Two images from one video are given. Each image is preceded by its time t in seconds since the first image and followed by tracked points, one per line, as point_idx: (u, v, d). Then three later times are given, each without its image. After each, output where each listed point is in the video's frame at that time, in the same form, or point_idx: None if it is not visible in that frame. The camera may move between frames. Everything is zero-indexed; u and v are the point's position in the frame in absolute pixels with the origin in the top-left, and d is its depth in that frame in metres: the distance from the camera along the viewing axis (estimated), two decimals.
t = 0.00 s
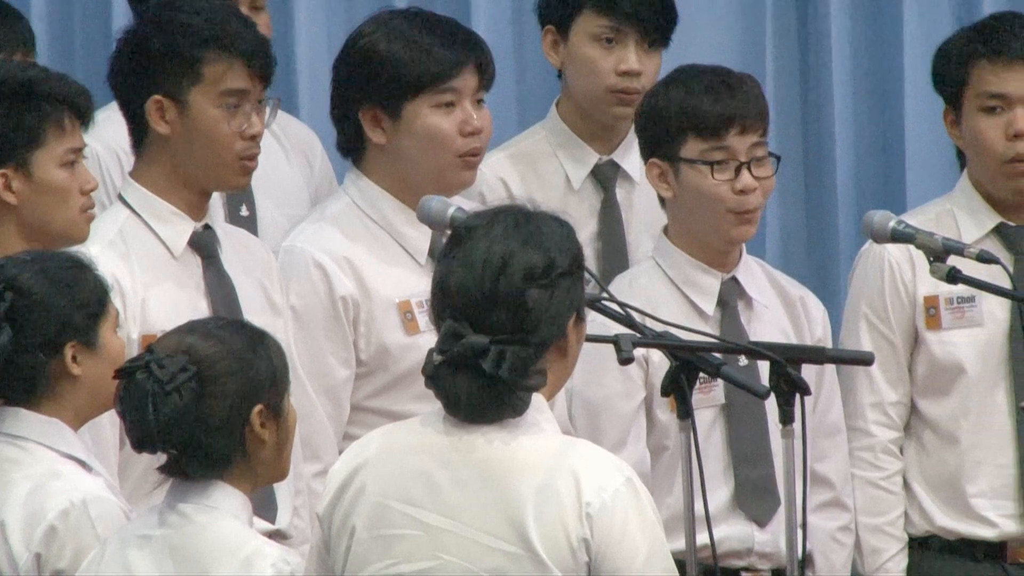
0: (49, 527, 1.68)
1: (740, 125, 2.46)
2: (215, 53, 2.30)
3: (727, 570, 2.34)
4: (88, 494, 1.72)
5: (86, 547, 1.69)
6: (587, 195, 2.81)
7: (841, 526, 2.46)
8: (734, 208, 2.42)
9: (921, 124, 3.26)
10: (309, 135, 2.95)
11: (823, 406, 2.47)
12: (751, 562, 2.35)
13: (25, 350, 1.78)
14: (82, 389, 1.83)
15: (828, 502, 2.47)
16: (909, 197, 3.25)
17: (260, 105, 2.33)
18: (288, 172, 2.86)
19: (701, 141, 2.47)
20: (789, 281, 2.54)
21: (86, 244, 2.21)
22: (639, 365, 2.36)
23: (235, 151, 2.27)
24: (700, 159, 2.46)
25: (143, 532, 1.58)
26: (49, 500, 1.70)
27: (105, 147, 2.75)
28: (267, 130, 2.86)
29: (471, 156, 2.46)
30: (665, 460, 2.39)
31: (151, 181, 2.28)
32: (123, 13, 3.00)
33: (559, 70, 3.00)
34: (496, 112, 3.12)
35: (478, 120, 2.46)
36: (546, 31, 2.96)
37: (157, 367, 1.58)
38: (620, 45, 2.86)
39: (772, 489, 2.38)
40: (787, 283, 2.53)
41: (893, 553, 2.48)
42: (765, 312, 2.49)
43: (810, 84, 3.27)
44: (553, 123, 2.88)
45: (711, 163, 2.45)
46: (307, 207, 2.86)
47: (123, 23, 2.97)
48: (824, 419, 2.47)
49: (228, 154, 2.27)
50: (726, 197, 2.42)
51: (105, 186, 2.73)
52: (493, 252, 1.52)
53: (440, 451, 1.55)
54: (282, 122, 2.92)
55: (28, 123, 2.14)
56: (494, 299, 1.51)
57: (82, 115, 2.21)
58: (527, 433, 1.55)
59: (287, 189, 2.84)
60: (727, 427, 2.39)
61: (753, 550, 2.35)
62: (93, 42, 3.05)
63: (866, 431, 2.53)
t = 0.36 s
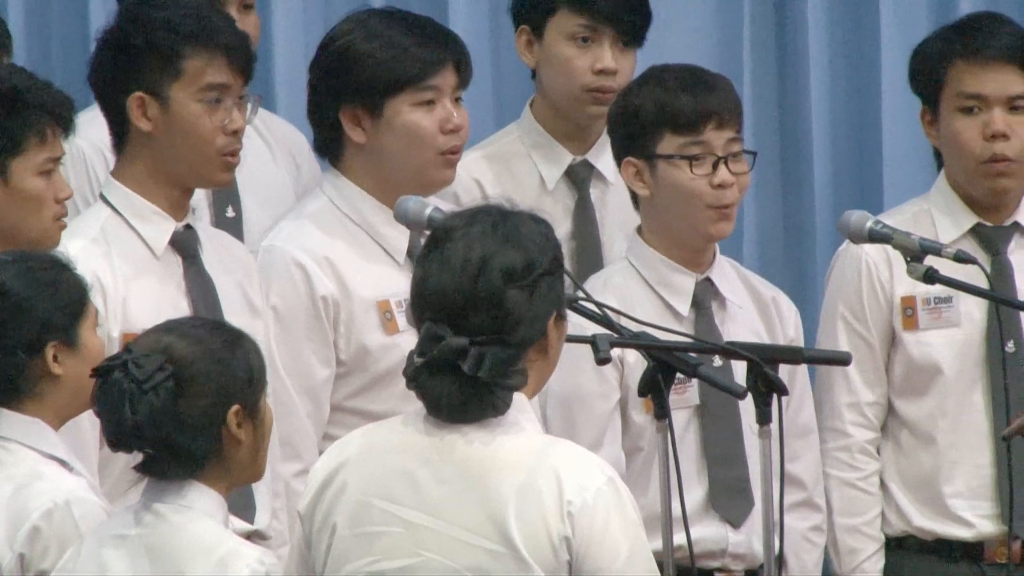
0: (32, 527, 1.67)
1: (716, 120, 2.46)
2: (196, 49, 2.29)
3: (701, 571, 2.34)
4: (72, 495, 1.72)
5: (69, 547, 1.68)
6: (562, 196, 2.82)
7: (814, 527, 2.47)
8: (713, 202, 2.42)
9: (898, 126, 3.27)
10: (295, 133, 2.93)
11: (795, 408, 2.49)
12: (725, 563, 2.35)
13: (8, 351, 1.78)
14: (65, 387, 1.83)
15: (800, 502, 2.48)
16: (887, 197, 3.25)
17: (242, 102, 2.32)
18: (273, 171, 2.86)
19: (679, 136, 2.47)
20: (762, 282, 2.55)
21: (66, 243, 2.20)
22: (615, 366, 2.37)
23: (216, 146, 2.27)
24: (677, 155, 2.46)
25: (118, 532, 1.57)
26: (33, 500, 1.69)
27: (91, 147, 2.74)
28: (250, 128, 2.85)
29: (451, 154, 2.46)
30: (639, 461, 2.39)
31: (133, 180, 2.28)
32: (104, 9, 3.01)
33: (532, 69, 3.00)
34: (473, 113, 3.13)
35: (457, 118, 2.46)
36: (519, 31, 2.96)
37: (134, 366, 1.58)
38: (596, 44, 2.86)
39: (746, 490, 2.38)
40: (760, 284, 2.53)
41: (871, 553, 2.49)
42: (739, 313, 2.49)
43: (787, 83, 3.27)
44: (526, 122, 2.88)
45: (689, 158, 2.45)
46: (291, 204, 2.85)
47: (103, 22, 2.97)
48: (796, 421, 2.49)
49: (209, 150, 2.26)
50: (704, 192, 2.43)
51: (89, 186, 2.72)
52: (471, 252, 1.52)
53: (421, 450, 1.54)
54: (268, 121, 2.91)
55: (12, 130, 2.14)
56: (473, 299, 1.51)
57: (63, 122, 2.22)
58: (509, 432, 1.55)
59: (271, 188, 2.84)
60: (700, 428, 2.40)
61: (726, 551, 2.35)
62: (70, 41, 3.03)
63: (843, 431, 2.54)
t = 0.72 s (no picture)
0: (24, 528, 1.67)
1: (708, 125, 2.47)
2: (193, 51, 2.29)
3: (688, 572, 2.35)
4: (63, 494, 1.71)
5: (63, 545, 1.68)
6: (549, 195, 2.82)
7: (798, 526, 2.48)
8: (702, 206, 2.42)
9: (884, 125, 3.28)
10: (292, 132, 2.92)
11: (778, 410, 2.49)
12: (711, 564, 2.36)
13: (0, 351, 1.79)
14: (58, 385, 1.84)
15: (785, 501, 2.49)
16: (874, 196, 3.26)
17: (237, 107, 2.32)
18: (269, 169, 2.85)
19: (669, 139, 2.47)
20: (746, 282, 2.55)
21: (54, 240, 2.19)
22: (601, 367, 2.37)
23: (209, 151, 2.26)
24: (669, 159, 2.46)
25: (102, 531, 1.57)
26: (25, 501, 1.69)
27: (82, 145, 2.72)
28: (246, 128, 2.84)
29: (440, 156, 2.46)
30: (626, 462, 2.40)
31: (124, 179, 2.27)
32: (91, 6, 2.99)
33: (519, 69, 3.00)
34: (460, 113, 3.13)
35: (446, 120, 2.46)
36: (506, 32, 2.96)
37: (120, 360, 1.57)
38: (584, 45, 2.86)
39: (732, 491, 2.38)
40: (745, 284, 2.54)
41: (858, 553, 2.49)
42: (723, 313, 2.50)
43: (773, 84, 3.28)
44: (514, 124, 2.88)
45: (680, 162, 2.45)
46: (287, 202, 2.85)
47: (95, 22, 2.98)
48: (780, 421, 2.49)
49: (203, 154, 2.26)
50: (693, 195, 2.42)
51: (79, 183, 2.72)
52: (462, 250, 1.52)
53: (412, 448, 1.54)
54: (266, 120, 2.89)
55: None
56: (465, 296, 1.50)
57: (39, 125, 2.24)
58: (499, 431, 1.55)
59: (268, 187, 2.84)
60: (686, 428, 2.40)
61: (713, 552, 2.35)
62: (57, 41, 3.02)
63: (831, 430, 2.54)
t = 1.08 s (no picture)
0: (8, 526, 1.67)
1: (684, 124, 2.48)
2: (175, 47, 2.29)
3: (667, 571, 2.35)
4: (47, 493, 1.72)
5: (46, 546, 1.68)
6: (534, 194, 2.83)
7: (777, 525, 2.49)
8: (671, 203, 2.43)
9: (862, 125, 3.30)
10: (264, 133, 2.93)
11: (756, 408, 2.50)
12: (691, 563, 2.36)
13: None
14: (41, 383, 1.86)
15: (763, 500, 2.50)
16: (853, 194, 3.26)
17: (216, 103, 2.31)
18: (241, 169, 2.85)
19: (646, 139, 2.48)
20: (724, 281, 2.56)
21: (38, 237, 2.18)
22: (579, 367, 2.37)
23: (187, 148, 2.26)
24: (644, 158, 2.47)
25: (80, 528, 1.57)
26: (10, 500, 1.69)
27: (56, 145, 2.71)
28: (220, 129, 2.84)
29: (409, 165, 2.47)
30: (604, 463, 2.40)
31: (103, 177, 2.26)
32: (70, 2, 2.98)
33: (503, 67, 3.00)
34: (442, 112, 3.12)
35: (421, 121, 2.46)
36: (490, 31, 2.96)
37: (94, 360, 1.57)
38: (566, 44, 2.86)
39: (711, 491, 2.39)
40: (724, 284, 2.55)
41: (837, 552, 2.50)
42: (702, 313, 2.50)
43: (754, 81, 3.27)
44: (499, 122, 2.89)
45: (655, 161, 2.46)
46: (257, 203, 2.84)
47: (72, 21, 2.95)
48: (759, 420, 2.50)
49: (181, 151, 2.26)
50: (666, 194, 2.43)
51: (54, 184, 2.71)
52: (443, 249, 1.52)
53: (392, 445, 1.55)
54: (240, 123, 2.90)
55: None
56: (445, 296, 1.51)
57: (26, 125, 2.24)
58: (480, 429, 1.55)
59: (239, 189, 2.82)
60: (664, 428, 2.40)
61: (692, 551, 2.35)
62: (35, 38, 3.01)
63: (809, 430, 2.55)
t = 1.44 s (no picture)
0: None
1: (656, 126, 2.48)
2: (144, 48, 2.28)
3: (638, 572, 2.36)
4: (25, 493, 1.73)
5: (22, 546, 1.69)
6: (514, 193, 2.83)
7: (748, 526, 2.50)
8: (647, 208, 2.44)
9: (835, 125, 3.31)
10: (226, 135, 2.92)
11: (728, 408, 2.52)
12: (662, 565, 2.37)
13: None
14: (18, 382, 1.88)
15: (735, 502, 2.51)
16: (825, 194, 3.28)
17: (187, 105, 2.30)
18: (204, 170, 2.84)
19: (618, 139, 2.48)
20: (696, 282, 2.57)
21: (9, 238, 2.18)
22: (549, 368, 2.38)
23: (158, 148, 2.25)
24: (615, 158, 2.47)
25: (51, 528, 1.56)
26: None
27: (21, 146, 2.70)
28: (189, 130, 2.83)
29: (381, 155, 2.45)
30: (573, 464, 2.40)
31: (73, 178, 2.26)
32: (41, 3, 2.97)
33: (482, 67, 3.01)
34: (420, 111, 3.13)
35: (389, 121, 2.45)
36: (469, 31, 2.96)
37: (68, 356, 1.56)
38: (544, 42, 2.87)
39: (680, 492, 2.40)
40: (695, 284, 2.56)
41: (808, 552, 2.51)
42: (672, 315, 2.51)
43: (727, 80, 3.27)
44: (479, 122, 2.89)
45: (625, 162, 2.47)
46: (221, 207, 2.83)
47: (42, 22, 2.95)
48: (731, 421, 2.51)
49: (152, 152, 2.25)
50: (637, 195, 2.44)
51: (19, 187, 2.69)
52: (411, 250, 1.52)
53: (360, 446, 1.55)
54: (207, 124, 2.90)
55: None
56: (411, 299, 1.51)
57: None
58: (448, 429, 1.55)
59: (202, 190, 2.81)
60: (634, 429, 2.41)
61: (663, 553, 2.36)
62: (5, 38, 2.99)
63: (782, 429, 2.56)
